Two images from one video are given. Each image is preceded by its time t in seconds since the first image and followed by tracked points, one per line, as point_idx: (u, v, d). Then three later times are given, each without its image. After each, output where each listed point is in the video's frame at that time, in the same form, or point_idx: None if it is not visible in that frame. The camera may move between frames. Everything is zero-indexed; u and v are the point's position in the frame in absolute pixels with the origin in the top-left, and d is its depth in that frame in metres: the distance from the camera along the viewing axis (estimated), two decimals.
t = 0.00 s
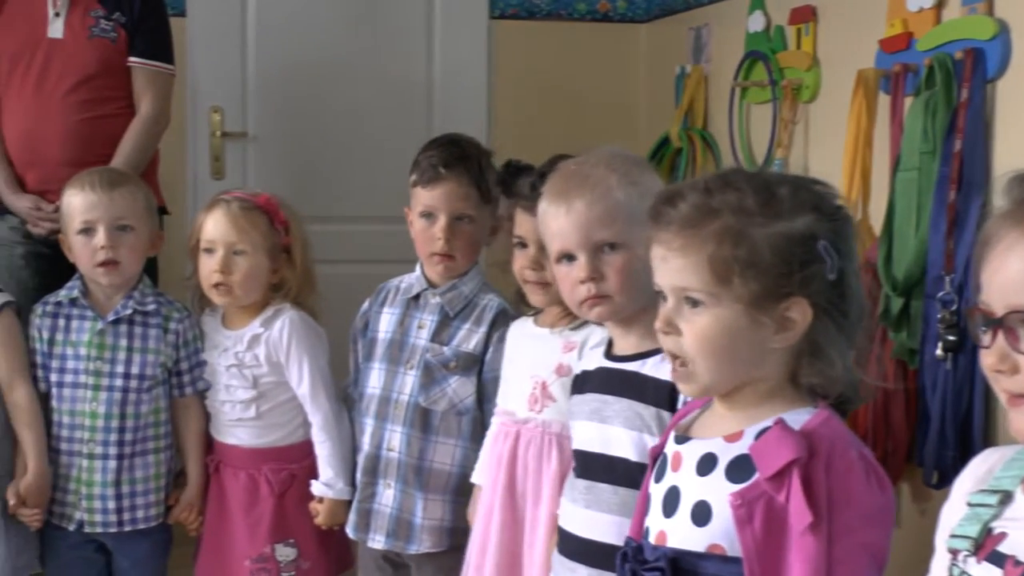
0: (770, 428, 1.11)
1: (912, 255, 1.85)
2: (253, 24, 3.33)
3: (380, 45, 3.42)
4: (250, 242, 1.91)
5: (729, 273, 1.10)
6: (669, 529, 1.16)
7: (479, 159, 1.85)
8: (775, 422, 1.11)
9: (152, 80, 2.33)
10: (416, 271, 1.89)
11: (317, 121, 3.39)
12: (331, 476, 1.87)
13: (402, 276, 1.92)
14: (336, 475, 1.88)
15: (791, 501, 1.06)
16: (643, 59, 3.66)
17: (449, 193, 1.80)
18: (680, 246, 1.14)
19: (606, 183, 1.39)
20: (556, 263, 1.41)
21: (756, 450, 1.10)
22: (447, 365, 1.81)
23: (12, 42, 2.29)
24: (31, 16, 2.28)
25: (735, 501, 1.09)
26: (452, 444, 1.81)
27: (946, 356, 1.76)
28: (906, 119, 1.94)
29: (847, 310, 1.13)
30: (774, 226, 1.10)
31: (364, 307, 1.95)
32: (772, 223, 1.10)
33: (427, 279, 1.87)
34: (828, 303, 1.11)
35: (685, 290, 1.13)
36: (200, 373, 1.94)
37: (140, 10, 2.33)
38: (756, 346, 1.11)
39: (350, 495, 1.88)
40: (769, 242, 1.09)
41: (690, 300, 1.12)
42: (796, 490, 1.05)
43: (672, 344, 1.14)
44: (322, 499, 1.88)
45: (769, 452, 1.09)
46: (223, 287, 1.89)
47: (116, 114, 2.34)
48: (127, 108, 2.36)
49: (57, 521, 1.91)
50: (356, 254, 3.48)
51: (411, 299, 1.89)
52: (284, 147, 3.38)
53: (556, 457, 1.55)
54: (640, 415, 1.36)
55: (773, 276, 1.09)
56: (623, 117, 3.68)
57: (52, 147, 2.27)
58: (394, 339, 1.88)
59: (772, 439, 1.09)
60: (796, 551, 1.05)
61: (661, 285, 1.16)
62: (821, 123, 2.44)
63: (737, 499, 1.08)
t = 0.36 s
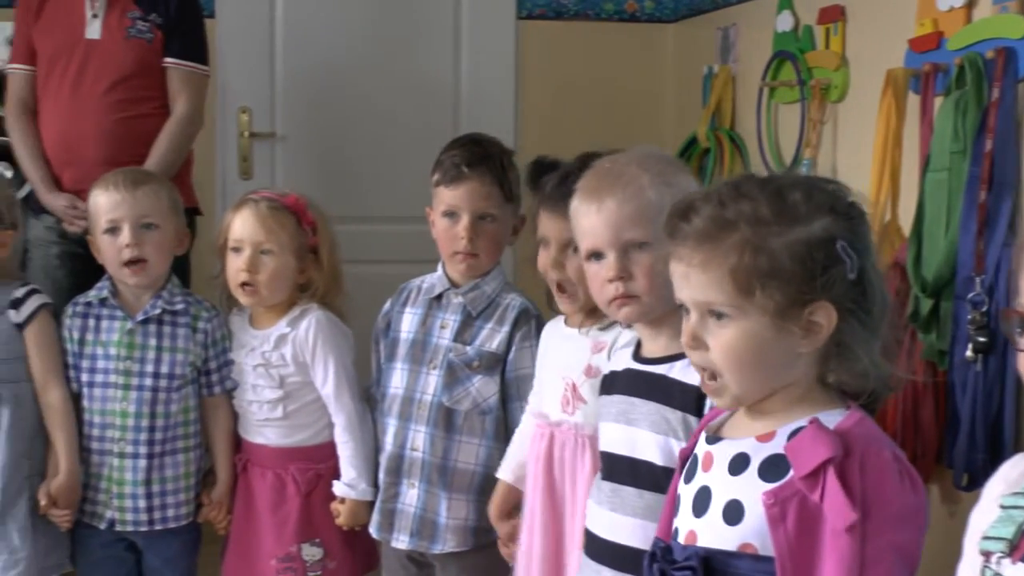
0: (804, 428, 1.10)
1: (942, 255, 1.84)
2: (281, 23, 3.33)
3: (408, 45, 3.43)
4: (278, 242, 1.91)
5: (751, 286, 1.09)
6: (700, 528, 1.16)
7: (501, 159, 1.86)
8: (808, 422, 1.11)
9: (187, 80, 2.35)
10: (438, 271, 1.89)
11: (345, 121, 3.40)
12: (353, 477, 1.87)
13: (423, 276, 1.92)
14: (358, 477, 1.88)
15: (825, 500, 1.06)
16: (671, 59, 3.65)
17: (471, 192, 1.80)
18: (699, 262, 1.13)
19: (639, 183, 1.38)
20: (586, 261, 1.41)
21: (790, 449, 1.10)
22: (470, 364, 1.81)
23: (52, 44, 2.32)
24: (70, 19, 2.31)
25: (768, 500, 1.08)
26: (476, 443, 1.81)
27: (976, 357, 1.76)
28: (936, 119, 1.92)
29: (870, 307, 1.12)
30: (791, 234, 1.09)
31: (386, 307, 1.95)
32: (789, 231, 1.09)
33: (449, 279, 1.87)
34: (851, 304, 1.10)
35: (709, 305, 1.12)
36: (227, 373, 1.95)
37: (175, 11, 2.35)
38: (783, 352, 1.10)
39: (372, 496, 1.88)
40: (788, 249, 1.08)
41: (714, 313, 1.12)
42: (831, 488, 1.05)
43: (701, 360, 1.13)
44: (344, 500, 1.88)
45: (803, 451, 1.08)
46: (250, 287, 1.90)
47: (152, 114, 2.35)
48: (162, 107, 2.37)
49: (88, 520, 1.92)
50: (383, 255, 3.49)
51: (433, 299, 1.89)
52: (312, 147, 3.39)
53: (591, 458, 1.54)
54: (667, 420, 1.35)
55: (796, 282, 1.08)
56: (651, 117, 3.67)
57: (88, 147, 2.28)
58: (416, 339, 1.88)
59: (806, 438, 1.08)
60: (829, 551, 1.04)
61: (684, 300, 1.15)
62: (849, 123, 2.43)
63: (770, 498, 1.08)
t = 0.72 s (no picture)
0: (826, 429, 1.09)
1: (974, 256, 1.83)
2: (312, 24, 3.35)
3: (437, 45, 3.43)
4: (309, 243, 1.92)
5: (786, 276, 1.08)
6: (723, 531, 1.16)
7: (527, 160, 1.86)
8: (830, 423, 1.10)
9: (231, 82, 2.35)
10: (464, 271, 1.90)
11: (376, 122, 3.41)
12: (380, 477, 1.87)
13: (449, 277, 1.93)
14: (385, 476, 1.88)
15: (848, 502, 1.05)
16: (700, 61, 3.64)
17: (495, 192, 1.80)
18: (733, 251, 1.12)
19: (680, 183, 1.37)
20: (623, 259, 1.40)
21: (812, 450, 1.09)
22: (495, 365, 1.81)
23: (100, 48, 2.36)
24: (118, 21, 2.34)
25: (791, 502, 1.07)
26: (500, 443, 1.81)
27: (1009, 359, 1.76)
28: (969, 119, 1.91)
29: (901, 311, 1.11)
30: (829, 229, 1.08)
31: (412, 308, 1.96)
32: (826, 226, 1.08)
33: (475, 280, 1.87)
34: (881, 307, 1.09)
35: (739, 296, 1.11)
36: (261, 372, 1.96)
37: (220, 15, 2.36)
38: (811, 349, 1.09)
39: (397, 496, 1.88)
40: (825, 245, 1.08)
41: (745, 304, 1.11)
42: (853, 490, 1.04)
43: (724, 351, 1.13)
44: (371, 500, 1.88)
45: (824, 452, 1.07)
46: (280, 286, 1.91)
47: (195, 114, 2.37)
48: (206, 108, 2.38)
49: (126, 519, 1.93)
50: (413, 255, 3.49)
51: (458, 300, 1.89)
52: (342, 148, 3.40)
53: (609, 459, 1.54)
54: (696, 420, 1.35)
55: (830, 278, 1.07)
56: (681, 118, 3.66)
57: (133, 147, 2.31)
58: (441, 339, 1.88)
59: (827, 439, 1.08)
60: (853, 553, 1.04)
61: (714, 292, 1.15)
62: (880, 123, 2.42)
63: (793, 500, 1.07)
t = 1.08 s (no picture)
0: (865, 432, 1.08)
1: (1012, 257, 1.81)
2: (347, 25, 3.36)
3: (472, 45, 3.44)
4: (347, 242, 1.92)
5: (830, 277, 1.08)
6: (759, 535, 1.15)
7: (561, 159, 1.86)
8: (869, 426, 1.09)
9: (277, 84, 2.45)
10: (494, 271, 1.90)
11: (410, 122, 3.42)
12: (410, 474, 1.86)
13: (480, 276, 1.93)
14: (416, 474, 1.86)
15: (887, 506, 1.04)
16: (734, 60, 3.63)
17: (530, 192, 1.80)
18: (777, 246, 1.11)
19: (722, 182, 1.37)
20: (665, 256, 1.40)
21: (850, 454, 1.08)
22: (523, 365, 1.80)
23: (152, 52, 2.48)
24: (170, 23, 2.47)
25: (828, 507, 1.07)
26: (524, 443, 1.81)
27: None
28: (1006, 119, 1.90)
29: (940, 318, 1.10)
30: (874, 232, 1.07)
31: (442, 306, 1.96)
32: (871, 229, 1.08)
33: (504, 279, 1.88)
34: (922, 312, 1.08)
35: (779, 294, 1.10)
36: (299, 372, 1.97)
37: (269, 17, 2.46)
38: (847, 351, 1.08)
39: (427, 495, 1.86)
40: (870, 246, 1.07)
41: (785, 303, 1.10)
42: (893, 494, 1.03)
43: (760, 348, 1.12)
44: (402, 497, 1.87)
45: (863, 456, 1.06)
46: (319, 286, 1.91)
47: (244, 115, 2.48)
48: (255, 110, 2.49)
49: (166, 519, 1.94)
50: (446, 255, 3.50)
51: (487, 298, 1.89)
52: (376, 148, 3.41)
53: (624, 463, 1.54)
54: (732, 422, 1.34)
55: (872, 279, 1.06)
56: (717, 118, 3.65)
57: (183, 147, 2.43)
58: (468, 337, 1.88)
59: (867, 443, 1.07)
60: (892, 557, 1.03)
61: (753, 288, 1.14)
62: (916, 123, 2.40)
63: (831, 504, 1.07)
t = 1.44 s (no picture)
0: (916, 435, 1.07)
1: None
2: (378, 25, 3.36)
3: (503, 45, 3.44)
4: (402, 236, 1.95)
5: (858, 291, 1.07)
6: (803, 535, 1.15)
7: (601, 163, 1.86)
8: (920, 429, 1.09)
9: (319, 85, 2.45)
10: (528, 270, 1.90)
11: (442, 122, 3.42)
12: (438, 470, 1.86)
13: (513, 274, 1.93)
14: (443, 469, 1.87)
15: (937, 510, 1.03)
16: (767, 60, 3.61)
17: (571, 196, 1.80)
18: (805, 265, 1.11)
19: (760, 182, 1.36)
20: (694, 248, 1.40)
21: (900, 456, 1.08)
22: (558, 364, 1.80)
23: (194, 56, 2.51)
24: (211, 28, 2.50)
25: (876, 508, 1.06)
26: (557, 440, 1.81)
27: None
28: None
29: (980, 312, 1.09)
30: (898, 240, 1.07)
31: (473, 303, 1.96)
32: (895, 237, 1.07)
33: (539, 278, 1.88)
34: (961, 310, 1.07)
35: (814, 311, 1.10)
36: (332, 371, 1.98)
37: (310, 19, 2.48)
38: (891, 359, 1.08)
39: (455, 490, 1.87)
40: (895, 256, 1.06)
41: (819, 319, 1.10)
42: (943, 498, 1.03)
43: (802, 366, 1.12)
44: (428, 493, 1.88)
45: (914, 458, 1.06)
46: (379, 285, 1.91)
47: (285, 116, 2.49)
48: (297, 110, 2.51)
49: (201, 516, 1.95)
50: (478, 254, 3.51)
51: (520, 297, 1.89)
52: (408, 148, 3.42)
53: (659, 461, 1.54)
54: (758, 424, 1.33)
55: (903, 289, 1.06)
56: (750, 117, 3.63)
57: (228, 148, 2.44)
58: (502, 336, 1.88)
59: (917, 446, 1.06)
60: (939, 560, 1.02)
61: (788, 306, 1.13)
62: (951, 122, 2.39)
63: (878, 506, 1.06)
